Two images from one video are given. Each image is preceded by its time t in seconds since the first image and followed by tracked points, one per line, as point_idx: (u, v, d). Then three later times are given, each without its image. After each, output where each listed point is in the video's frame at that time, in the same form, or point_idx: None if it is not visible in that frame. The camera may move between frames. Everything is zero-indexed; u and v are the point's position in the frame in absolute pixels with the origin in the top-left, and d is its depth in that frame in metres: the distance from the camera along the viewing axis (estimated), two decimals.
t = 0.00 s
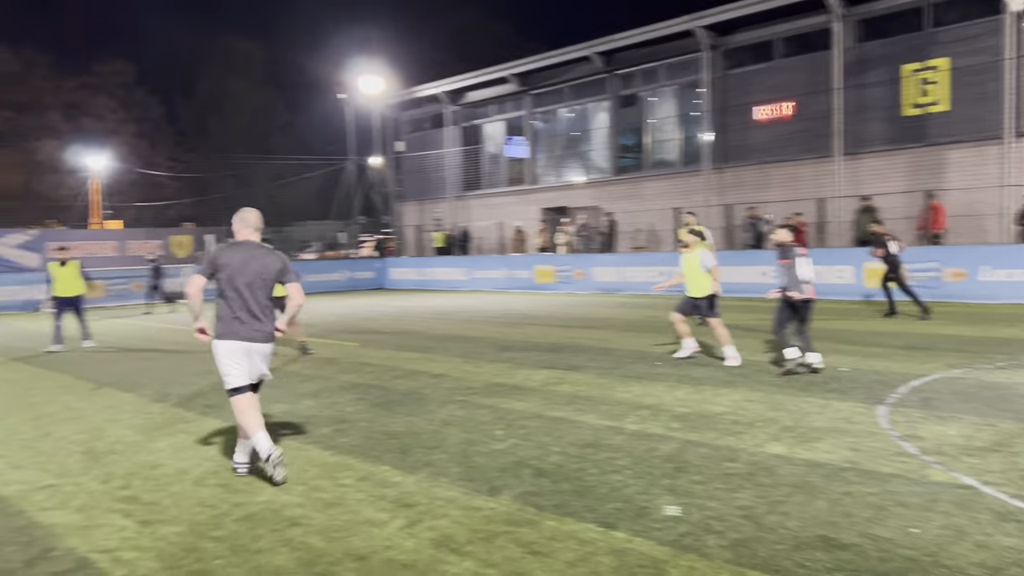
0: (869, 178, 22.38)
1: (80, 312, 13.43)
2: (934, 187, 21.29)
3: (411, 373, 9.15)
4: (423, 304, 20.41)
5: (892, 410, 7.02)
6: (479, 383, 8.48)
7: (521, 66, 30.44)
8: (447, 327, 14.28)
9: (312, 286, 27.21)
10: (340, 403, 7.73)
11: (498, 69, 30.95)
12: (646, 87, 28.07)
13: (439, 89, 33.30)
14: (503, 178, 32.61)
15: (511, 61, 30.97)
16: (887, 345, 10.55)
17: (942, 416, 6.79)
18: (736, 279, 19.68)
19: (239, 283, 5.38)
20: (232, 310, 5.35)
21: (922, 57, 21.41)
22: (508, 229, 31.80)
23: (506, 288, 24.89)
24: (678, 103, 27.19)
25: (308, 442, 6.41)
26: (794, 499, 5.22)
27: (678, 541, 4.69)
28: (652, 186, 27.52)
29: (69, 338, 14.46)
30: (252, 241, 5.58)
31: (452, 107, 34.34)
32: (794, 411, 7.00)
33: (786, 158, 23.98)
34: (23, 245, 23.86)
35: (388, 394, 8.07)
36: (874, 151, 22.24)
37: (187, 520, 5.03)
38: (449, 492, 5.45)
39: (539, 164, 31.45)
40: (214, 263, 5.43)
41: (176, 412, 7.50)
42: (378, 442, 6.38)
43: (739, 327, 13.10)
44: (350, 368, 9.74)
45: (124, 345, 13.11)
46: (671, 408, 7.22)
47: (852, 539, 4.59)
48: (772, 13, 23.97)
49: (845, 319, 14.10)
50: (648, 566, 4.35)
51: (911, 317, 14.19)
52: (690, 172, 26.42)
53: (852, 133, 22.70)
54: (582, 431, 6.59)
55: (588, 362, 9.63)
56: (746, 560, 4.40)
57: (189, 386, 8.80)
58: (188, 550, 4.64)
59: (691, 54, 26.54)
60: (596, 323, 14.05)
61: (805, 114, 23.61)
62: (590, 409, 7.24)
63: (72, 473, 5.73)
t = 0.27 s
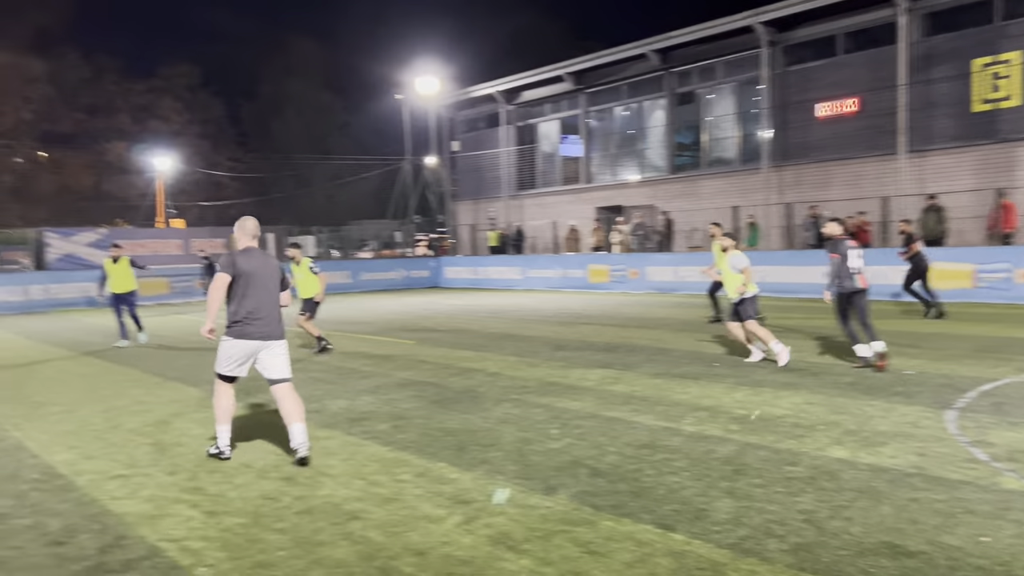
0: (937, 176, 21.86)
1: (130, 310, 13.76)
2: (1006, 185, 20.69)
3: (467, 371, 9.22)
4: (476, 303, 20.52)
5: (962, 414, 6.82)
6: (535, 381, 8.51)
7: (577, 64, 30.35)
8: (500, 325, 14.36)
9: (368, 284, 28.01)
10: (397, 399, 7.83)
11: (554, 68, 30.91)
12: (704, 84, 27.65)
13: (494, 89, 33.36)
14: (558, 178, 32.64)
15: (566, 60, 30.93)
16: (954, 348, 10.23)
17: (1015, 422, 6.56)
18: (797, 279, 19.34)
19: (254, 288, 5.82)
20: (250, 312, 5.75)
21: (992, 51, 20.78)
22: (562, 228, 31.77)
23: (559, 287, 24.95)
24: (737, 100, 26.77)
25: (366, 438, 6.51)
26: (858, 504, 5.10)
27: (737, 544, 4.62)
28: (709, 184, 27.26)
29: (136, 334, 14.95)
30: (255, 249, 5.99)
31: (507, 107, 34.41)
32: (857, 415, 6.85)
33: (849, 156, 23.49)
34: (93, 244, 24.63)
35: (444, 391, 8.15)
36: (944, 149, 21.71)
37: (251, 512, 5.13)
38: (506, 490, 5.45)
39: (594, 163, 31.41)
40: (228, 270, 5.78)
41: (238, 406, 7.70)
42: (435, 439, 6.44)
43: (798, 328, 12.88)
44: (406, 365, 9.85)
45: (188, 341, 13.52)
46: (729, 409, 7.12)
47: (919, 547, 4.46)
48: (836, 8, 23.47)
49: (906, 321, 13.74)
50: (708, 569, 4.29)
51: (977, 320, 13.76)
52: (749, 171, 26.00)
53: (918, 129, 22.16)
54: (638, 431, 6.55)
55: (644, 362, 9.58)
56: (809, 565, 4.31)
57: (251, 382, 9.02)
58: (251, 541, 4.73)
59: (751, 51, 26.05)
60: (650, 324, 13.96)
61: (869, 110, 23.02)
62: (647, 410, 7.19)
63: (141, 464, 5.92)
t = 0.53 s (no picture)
0: (1003, 173, 21.37)
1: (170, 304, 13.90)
2: None
3: (518, 369, 9.27)
4: (524, 301, 20.59)
5: None
6: (586, 379, 8.52)
7: (631, 61, 29.89)
8: (549, 323, 14.38)
9: (420, 281, 28.68)
10: (449, 395, 7.91)
11: (606, 64, 30.55)
12: (759, 80, 27.10)
13: (546, 86, 33.00)
14: (609, 175, 32.44)
15: (619, 56, 30.53)
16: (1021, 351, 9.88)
17: None
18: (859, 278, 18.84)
19: (259, 279, 6.34)
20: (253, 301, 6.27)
21: None
22: (613, 226, 31.56)
23: (611, 285, 25.02)
24: (794, 96, 26.21)
25: (419, 433, 6.58)
26: (918, 509, 4.96)
27: (793, 547, 4.53)
28: (765, 182, 26.79)
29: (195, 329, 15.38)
30: (260, 243, 6.53)
31: (558, 104, 34.11)
32: (919, 418, 6.68)
33: (909, 152, 23.06)
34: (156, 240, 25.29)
35: (496, 388, 8.20)
36: (1009, 145, 21.18)
37: (306, 504, 5.21)
38: (557, 488, 5.44)
39: (647, 160, 31.16)
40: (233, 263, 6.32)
41: (294, 400, 7.88)
42: (486, 435, 6.48)
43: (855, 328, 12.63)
44: (458, 361, 9.93)
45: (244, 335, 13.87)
46: (785, 411, 7.03)
47: (983, 555, 4.33)
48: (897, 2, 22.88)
49: (967, 323, 13.34)
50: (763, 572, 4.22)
51: None
52: (806, 167, 25.49)
53: (983, 125, 21.65)
54: (691, 431, 6.50)
55: (696, 361, 9.50)
56: (867, 570, 4.22)
57: (306, 376, 9.22)
58: (307, 532, 4.80)
59: (810, 45, 25.44)
60: (703, 322, 13.84)
61: (930, 106, 22.60)
62: (699, 410, 7.14)
63: (201, 455, 6.09)
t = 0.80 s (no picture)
0: None
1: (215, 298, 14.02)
2: None
3: (569, 366, 9.31)
4: (573, 298, 20.58)
5: None
6: (639, 378, 8.52)
7: (686, 56, 29.24)
8: (599, 320, 14.37)
9: (472, 277, 28.67)
10: (501, 391, 7.97)
11: (661, 60, 29.91)
12: (819, 74, 26.49)
13: (600, 82, 32.34)
14: (663, 172, 31.90)
15: (675, 50, 29.89)
16: None
17: None
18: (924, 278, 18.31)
19: (289, 277, 6.74)
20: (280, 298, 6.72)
21: None
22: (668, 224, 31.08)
23: (664, 283, 24.75)
24: (855, 91, 25.61)
25: (471, 428, 6.65)
26: (984, 515, 4.81)
27: (852, 551, 4.41)
28: (824, 178, 26.22)
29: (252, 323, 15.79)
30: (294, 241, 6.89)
31: (612, 100, 33.58)
32: (984, 422, 6.49)
33: (978, 148, 22.49)
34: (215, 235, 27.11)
35: (548, 385, 8.24)
36: None
37: (361, 496, 5.27)
38: (610, 485, 5.39)
39: (701, 156, 30.59)
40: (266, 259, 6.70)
41: (348, 393, 8.06)
42: (538, 432, 6.50)
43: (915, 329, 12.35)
44: (510, 358, 10.01)
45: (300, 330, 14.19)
46: (843, 411, 6.92)
47: None
48: None
49: None
50: None
51: None
52: (867, 164, 24.97)
53: None
54: (746, 431, 6.42)
55: (750, 360, 9.40)
56: None
57: (361, 370, 9.41)
58: (362, 524, 4.85)
59: (873, 39, 24.82)
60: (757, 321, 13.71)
61: (1001, 101, 22.04)
62: (754, 409, 7.08)
63: (260, 445, 6.23)
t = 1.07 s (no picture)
0: None
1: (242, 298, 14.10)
2: None
3: (612, 363, 9.31)
4: (614, 296, 20.53)
5: None
6: (682, 376, 8.51)
7: (734, 51, 28.74)
8: (641, 318, 14.35)
9: (514, 274, 28.57)
10: (543, 388, 8.02)
11: (708, 55, 29.48)
12: (870, 69, 25.99)
13: (644, 77, 31.89)
14: (708, 169, 31.51)
15: (722, 45, 29.40)
16: None
17: None
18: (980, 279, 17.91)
19: (318, 259, 7.45)
20: (309, 278, 7.41)
21: None
22: (713, 221, 30.72)
23: (708, 281, 24.46)
24: (907, 86, 25.12)
25: (514, 424, 6.70)
26: None
27: (901, 554, 4.29)
28: (874, 175, 25.72)
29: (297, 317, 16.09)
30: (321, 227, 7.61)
31: (657, 96, 33.23)
32: None
33: None
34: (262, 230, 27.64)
35: (590, 382, 8.28)
36: None
37: (404, 489, 5.30)
38: (652, 484, 5.34)
39: (748, 152, 30.23)
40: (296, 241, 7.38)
41: (392, 387, 8.17)
42: (580, 429, 6.51)
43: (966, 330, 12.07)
44: (552, 354, 10.04)
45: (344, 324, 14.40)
46: (892, 413, 6.81)
47: None
48: None
49: None
50: None
51: None
52: (919, 160, 24.47)
53: None
54: (792, 432, 6.35)
55: (796, 360, 9.30)
56: None
57: (404, 364, 9.54)
58: (405, 516, 4.87)
59: (927, 32, 24.27)
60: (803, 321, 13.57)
61: None
62: (800, 410, 7.01)
63: (305, 438, 6.34)
